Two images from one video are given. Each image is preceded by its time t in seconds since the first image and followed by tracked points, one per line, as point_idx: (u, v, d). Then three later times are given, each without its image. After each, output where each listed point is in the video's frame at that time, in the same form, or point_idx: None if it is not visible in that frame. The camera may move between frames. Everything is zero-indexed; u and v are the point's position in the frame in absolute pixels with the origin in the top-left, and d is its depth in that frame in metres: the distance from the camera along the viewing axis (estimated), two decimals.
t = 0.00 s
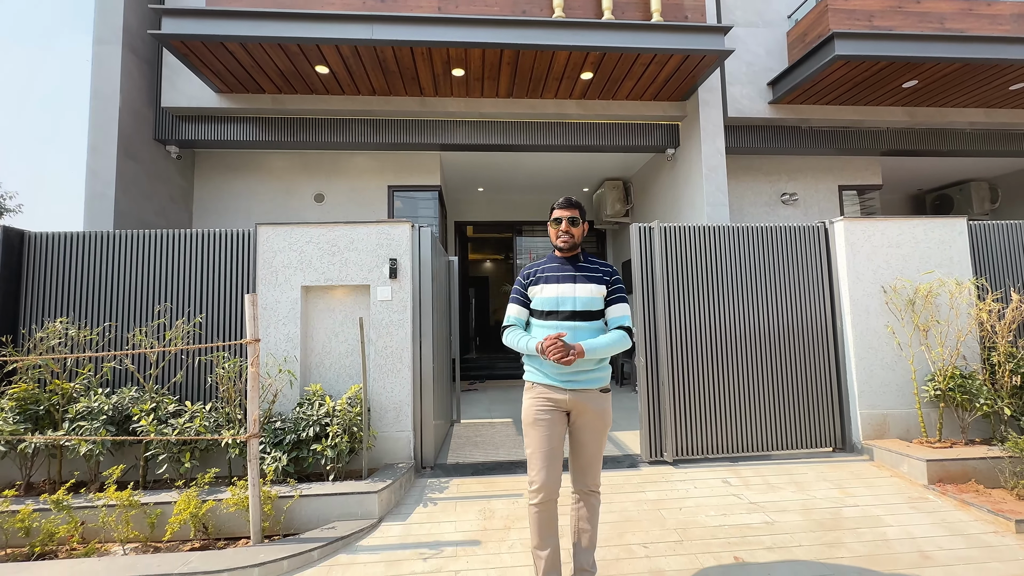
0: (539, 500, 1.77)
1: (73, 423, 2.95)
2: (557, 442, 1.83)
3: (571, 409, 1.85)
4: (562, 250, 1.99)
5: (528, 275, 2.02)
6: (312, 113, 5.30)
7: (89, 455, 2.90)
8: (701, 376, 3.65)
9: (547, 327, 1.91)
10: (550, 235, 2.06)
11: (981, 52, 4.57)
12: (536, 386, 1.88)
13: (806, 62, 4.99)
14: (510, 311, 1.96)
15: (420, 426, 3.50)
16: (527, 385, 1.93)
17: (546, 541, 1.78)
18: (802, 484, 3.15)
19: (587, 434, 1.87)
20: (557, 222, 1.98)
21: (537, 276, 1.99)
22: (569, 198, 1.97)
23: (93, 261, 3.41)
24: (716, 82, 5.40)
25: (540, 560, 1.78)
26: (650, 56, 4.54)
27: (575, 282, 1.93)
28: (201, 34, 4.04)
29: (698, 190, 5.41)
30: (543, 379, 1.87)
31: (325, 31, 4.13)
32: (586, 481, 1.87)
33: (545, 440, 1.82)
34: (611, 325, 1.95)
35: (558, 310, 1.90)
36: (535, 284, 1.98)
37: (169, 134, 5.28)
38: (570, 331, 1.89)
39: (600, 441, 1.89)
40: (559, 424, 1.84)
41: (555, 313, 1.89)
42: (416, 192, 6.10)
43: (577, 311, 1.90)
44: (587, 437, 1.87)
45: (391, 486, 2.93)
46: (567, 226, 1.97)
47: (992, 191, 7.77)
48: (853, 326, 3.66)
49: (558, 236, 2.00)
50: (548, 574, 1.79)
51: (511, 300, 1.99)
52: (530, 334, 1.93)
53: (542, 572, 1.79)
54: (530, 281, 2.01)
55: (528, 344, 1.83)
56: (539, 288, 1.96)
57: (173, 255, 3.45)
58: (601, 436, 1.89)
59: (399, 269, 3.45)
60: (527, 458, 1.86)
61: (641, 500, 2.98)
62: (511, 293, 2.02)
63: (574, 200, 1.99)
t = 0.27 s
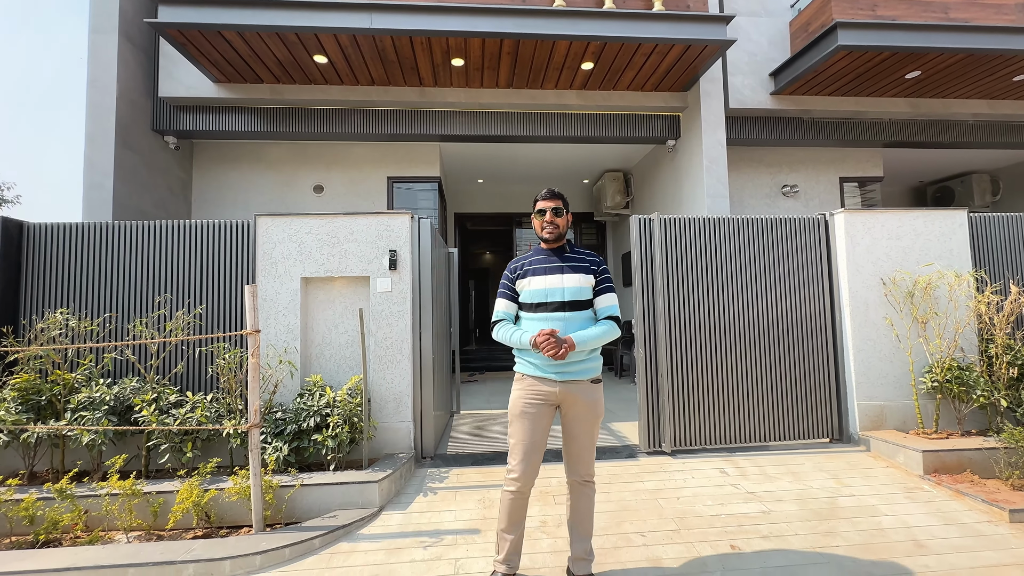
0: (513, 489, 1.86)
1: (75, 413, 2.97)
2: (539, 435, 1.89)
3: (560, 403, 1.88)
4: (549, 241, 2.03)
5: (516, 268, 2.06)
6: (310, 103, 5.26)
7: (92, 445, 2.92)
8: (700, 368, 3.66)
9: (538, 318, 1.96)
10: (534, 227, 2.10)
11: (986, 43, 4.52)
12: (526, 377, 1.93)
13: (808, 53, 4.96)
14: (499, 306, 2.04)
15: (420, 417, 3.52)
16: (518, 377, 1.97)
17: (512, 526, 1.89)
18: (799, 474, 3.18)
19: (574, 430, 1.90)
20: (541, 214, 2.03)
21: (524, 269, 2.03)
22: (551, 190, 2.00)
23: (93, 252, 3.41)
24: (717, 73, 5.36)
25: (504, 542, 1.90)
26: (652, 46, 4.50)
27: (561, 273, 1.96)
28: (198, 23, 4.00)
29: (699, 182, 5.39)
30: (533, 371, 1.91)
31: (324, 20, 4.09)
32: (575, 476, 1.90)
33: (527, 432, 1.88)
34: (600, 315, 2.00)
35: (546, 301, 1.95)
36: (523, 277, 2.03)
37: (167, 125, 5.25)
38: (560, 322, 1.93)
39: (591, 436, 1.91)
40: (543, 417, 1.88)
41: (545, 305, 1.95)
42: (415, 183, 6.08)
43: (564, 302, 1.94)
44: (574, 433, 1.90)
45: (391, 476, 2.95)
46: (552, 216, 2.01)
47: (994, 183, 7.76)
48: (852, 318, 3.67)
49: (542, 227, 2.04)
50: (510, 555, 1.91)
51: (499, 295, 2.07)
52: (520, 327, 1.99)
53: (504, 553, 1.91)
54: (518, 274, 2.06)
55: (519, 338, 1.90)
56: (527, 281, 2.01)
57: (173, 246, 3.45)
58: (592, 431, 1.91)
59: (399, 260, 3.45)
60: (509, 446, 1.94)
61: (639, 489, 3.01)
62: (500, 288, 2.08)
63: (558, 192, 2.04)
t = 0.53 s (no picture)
0: (497, 482, 1.91)
1: (78, 405, 2.99)
2: (519, 429, 1.92)
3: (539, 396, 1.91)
4: (522, 234, 2.04)
5: (490, 263, 2.08)
6: (310, 95, 5.24)
7: (95, 436, 2.94)
8: (699, 361, 3.68)
9: (513, 313, 1.99)
10: (506, 222, 2.10)
11: (991, 35, 4.48)
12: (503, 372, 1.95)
13: (811, 45, 4.93)
14: (473, 302, 2.05)
15: (420, 409, 3.53)
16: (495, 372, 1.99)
17: (500, 520, 1.92)
18: (797, 467, 3.20)
19: (554, 423, 1.93)
20: (514, 208, 2.05)
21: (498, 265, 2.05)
22: (523, 183, 2.02)
23: (93, 244, 3.41)
24: (719, 66, 5.32)
25: (494, 536, 1.93)
26: (654, 38, 4.47)
27: (535, 267, 1.99)
28: (196, 14, 3.96)
29: (700, 176, 5.38)
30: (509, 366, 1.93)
31: (323, 11, 4.06)
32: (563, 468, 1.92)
33: (507, 427, 1.91)
34: (575, 308, 2.03)
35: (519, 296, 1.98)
36: (497, 273, 2.05)
37: (166, 117, 5.23)
38: (536, 316, 1.96)
39: (575, 429, 1.93)
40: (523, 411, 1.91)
41: (520, 299, 1.97)
42: (415, 176, 6.06)
43: (538, 296, 1.97)
44: (554, 426, 1.93)
45: (392, 467, 2.98)
46: (524, 210, 2.02)
47: (995, 177, 7.74)
48: (851, 312, 3.67)
49: (514, 221, 2.05)
50: (501, 548, 1.95)
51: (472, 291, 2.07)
52: (495, 323, 2.01)
53: (494, 547, 1.94)
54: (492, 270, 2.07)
55: (495, 333, 1.93)
56: (501, 276, 2.03)
57: (173, 239, 3.45)
58: (574, 424, 1.92)
59: (399, 253, 3.45)
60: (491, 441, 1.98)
61: (638, 482, 3.03)
62: (474, 284, 2.09)
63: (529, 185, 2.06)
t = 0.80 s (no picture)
0: (488, 473, 1.93)
1: (82, 398, 3.00)
2: (506, 419, 1.96)
3: (523, 386, 1.95)
4: (496, 227, 2.07)
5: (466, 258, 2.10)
6: (311, 89, 5.22)
7: (98, 428, 2.96)
8: (699, 356, 3.69)
9: (491, 307, 2.02)
10: (479, 215, 2.13)
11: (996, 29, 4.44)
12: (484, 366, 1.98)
13: (814, 39, 4.90)
14: (449, 298, 2.06)
15: (422, 403, 3.55)
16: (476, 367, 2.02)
17: (495, 510, 1.95)
18: (796, 461, 3.22)
19: (540, 412, 1.96)
20: (488, 202, 2.07)
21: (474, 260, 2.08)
22: (497, 177, 2.05)
23: (96, 238, 3.42)
24: (722, 59, 5.29)
25: (490, 527, 1.95)
26: (657, 31, 4.44)
27: (511, 260, 2.02)
28: (196, 6, 3.94)
29: (701, 171, 5.37)
30: (490, 360, 1.97)
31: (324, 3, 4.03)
32: (554, 456, 1.94)
33: (494, 418, 1.94)
34: (552, 299, 2.08)
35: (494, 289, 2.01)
36: (473, 267, 2.07)
37: (167, 110, 5.22)
38: (514, 309, 1.99)
39: (563, 417, 1.95)
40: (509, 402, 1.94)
41: (498, 293, 2.00)
42: (416, 170, 6.05)
43: (513, 289, 2.00)
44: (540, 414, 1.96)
45: (394, 460, 3.00)
46: (498, 203, 2.06)
47: (999, 173, 7.70)
48: (852, 307, 3.68)
49: (488, 213, 2.07)
50: (499, 539, 1.96)
51: (449, 286, 2.08)
52: (473, 317, 2.03)
53: (492, 538, 1.96)
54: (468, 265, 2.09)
55: (475, 327, 1.95)
56: (478, 270, 2.05)
57: (175, 233, 3.45)
58: (561, 411, 1.95)
59: (401, 248, 3.45)
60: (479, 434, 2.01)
61: (637, 475, 3.05)
62: (449, 279, 2.10)
63: (503, 180, 2.11)
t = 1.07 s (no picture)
0: (486, 465, 1.95)
1: (85, 391, 3.02)
2: (502, 411, 1.99)
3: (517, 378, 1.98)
4: (489, 222, 2.08)
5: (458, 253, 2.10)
6: (312, 83, 5.21)
7: (102, 421, 2.98)
8: (700, 351, 3.69)
9: (484, 301, 2.03)
10: (472, 210, 2.14)
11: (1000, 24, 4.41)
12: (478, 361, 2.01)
13: (817, 34, 4.87)
14: (442, 293, 2.07)
15: (423, 397, 3.56)
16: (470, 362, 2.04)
17: (494, 501, 1.96)
18: (796, 456, 3.23)
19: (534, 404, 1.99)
20: (481, 197, 2.07)
21: (467, 255, 2.09)
22: (489, 172, 2.07)
23: (98, 232, 3.42)
24: (725, 54, 5.26)
25: (489, 518, 1.97)
26: (660, 25, 4.41)
27: (504, 255, 2.03)
28: None
29: (703, 166, 5.35)
30: (484, 355, 2.00)
31: None
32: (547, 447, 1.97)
33: (490, 410, 1.97)
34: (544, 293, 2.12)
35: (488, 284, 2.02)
36: (466, 262, 2.08)
37: (168, 104, 5.21)
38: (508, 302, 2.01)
39: (556, 409, 1.97)
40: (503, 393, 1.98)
41: (492, 287, 2.02)
42: (417, 165, 6.04)
43: (507, 283, 2.01)
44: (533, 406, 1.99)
45: (396, 454, 3.02)
46: (492, 198, 2.07)
47: (1002, 169, 7.67)
48: (853, 303, 3.68)
49: (482, 209, 2.09)
50: (499, 529, 1.98)
51: (442, 281, 2.08)
52: (467, 313, 2.02)
53: (491, 529, 1.98)
54: (461, 260, 2.10)
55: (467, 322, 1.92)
56: (470, 265, 2.06)
57: (177, 227, 3.46)
58: (554, 403, 1.98)
59: (402, 243, 3.46)
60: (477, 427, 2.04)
61: (637, 469, 3.06)
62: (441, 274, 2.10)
63: (496, 175, 2.12)
